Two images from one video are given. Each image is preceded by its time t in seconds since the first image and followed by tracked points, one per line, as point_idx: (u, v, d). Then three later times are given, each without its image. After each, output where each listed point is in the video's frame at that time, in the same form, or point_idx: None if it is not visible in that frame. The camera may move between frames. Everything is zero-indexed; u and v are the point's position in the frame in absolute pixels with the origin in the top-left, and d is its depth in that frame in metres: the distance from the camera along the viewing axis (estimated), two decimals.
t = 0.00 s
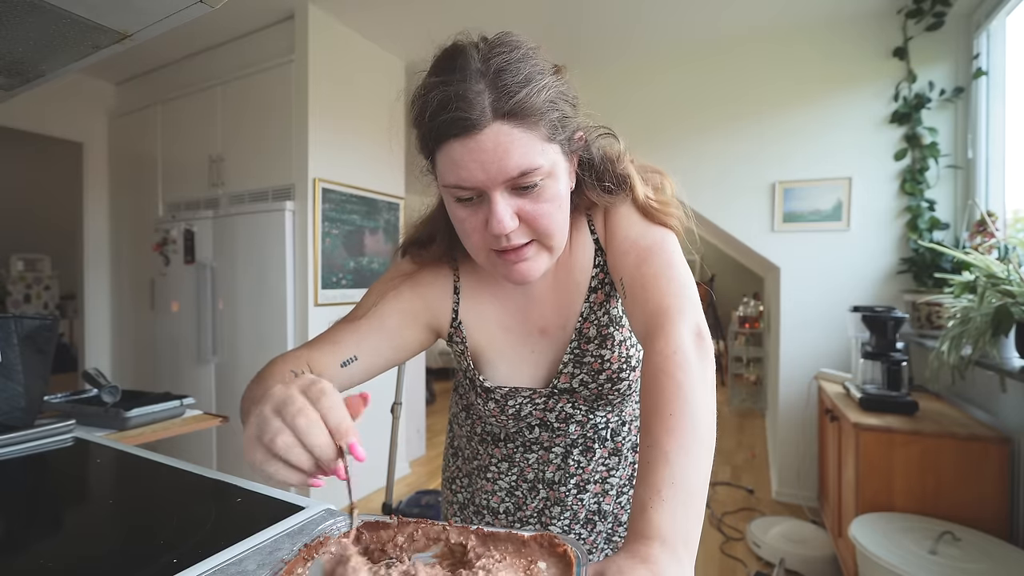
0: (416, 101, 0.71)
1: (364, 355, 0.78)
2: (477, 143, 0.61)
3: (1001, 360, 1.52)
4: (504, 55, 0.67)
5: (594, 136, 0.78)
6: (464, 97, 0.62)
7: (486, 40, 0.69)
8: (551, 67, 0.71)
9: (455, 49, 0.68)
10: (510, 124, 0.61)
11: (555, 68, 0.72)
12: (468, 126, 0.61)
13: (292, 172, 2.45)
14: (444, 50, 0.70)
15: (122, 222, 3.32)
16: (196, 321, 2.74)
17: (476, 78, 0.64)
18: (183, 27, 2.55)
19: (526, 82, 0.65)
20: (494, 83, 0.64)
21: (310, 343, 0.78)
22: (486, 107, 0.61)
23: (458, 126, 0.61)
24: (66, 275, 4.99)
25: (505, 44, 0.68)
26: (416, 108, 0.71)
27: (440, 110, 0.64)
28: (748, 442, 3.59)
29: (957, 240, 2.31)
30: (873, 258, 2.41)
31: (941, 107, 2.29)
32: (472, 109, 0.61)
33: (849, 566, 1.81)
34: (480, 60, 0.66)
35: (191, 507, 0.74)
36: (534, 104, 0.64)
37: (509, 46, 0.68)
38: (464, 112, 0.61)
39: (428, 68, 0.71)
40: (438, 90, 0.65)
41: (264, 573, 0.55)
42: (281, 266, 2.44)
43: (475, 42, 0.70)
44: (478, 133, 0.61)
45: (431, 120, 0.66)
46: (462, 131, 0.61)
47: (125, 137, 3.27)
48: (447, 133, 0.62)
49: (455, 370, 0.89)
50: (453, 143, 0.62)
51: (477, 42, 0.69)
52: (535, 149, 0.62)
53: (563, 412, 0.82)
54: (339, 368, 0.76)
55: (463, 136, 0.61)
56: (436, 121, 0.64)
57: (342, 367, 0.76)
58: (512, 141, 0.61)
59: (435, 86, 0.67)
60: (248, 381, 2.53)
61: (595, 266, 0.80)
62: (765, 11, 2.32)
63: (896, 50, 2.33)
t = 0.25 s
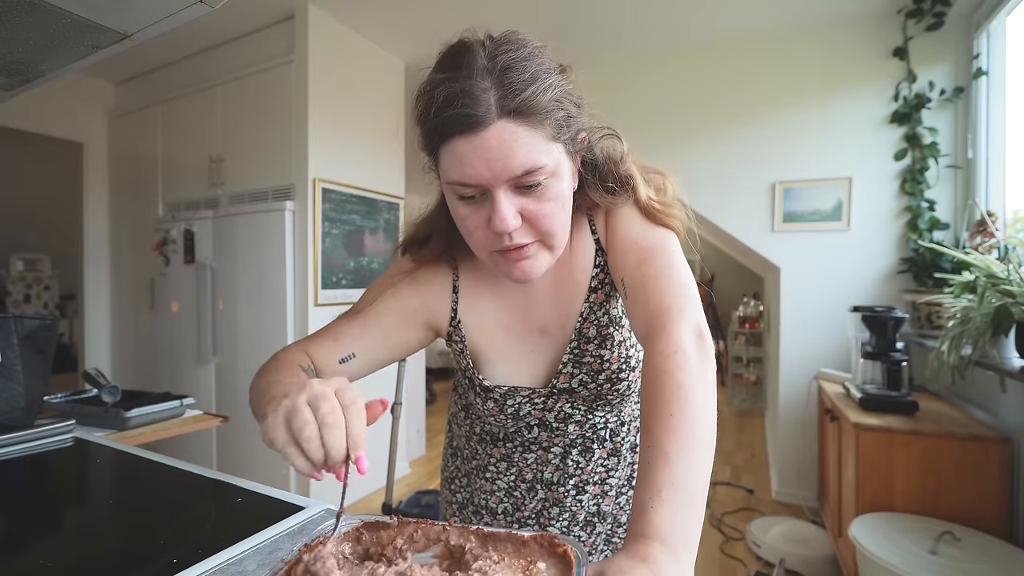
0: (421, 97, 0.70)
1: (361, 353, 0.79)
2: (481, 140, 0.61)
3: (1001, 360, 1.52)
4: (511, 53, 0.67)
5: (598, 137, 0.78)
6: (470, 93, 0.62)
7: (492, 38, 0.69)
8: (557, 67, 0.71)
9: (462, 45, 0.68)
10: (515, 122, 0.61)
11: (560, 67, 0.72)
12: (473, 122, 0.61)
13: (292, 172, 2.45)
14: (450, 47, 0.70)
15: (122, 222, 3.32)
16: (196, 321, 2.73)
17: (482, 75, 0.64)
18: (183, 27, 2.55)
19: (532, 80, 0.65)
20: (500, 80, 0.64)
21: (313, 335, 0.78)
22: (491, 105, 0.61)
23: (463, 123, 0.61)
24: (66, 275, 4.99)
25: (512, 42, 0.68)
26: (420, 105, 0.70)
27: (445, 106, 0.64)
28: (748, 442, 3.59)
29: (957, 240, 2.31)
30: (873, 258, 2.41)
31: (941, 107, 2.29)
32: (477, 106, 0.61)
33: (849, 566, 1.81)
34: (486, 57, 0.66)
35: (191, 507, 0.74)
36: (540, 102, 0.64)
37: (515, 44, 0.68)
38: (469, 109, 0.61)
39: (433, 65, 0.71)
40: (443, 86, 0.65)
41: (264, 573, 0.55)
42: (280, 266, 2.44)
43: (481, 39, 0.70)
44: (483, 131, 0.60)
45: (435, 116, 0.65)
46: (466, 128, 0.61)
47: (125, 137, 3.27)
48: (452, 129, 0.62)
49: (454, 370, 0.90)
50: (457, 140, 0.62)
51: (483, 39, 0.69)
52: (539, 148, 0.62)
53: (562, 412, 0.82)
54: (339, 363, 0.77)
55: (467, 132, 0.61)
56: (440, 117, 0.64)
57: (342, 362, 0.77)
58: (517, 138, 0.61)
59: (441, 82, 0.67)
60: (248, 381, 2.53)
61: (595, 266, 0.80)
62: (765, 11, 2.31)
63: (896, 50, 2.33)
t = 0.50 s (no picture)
0: (425, 96, 0.71)
1: (365, 354, 0.78)
2: (486, 138, 0.61)
3: (1001, 360, 1.52)
4: (517, 53, 0.67)
5: (601, 140, 0.79)
6: (475, 92, 0.62)
7: (499, 39, 0.69)
8: (563, 69, 0.72)
9: (468, 45, 0.69)
10: (519, 122, 0.61)
11: (566, 69, 0.72)
12: (478, 121, 0.61)
13: (292, 172, 2.45)
14: (456, 46, 0.70)
15: (122, 222, 3.32)
16: (196, 321, 2.74)
17: (488, 74, 0.64)
18: (183, 28, 2.55)
19: (537, 81, 0.66)
20: (506, 79, 0.64)
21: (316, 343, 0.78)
22: (497, 104, 0.61)
23: (468, 121, 0.61)
24: (66, 275, 4.99)
25: (518, 42, 0.69)
26: (425, 103, 0.70)
27: (450, 104, 0.64)
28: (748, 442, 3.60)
29: (957, 240, 2.31)
30: (873, 258, 2.41)
31: (941, 107, 2.30)
32: (482, 104, 0.61)
33: (849, 566, 1.81)
34: (492, 57, 0.66)
35: (191, 507, 0.74)
36: (545, 103, 0.64)
37: (521, 45, 0.69)
38: (474, 107, 0.61)
39: (439, 64, 0.71)
40: (448, 85, 0.66)
41: (264, 573, 0.55)
42: (281, 266, 2.44)
43: (487, 40, 0.71)
44: (487, 129, 0.61)
45: (440, 114, 0.66)
46: (472, 126, 0.61)
47: (125, 137, 3.27)
48: (457, 127, 0.62)
49: (454, 370, 0.90)
50: (461, 138, 0.62)
51: (489, 40, 0.69)
52: (543, 148, 0.62)
53: (562, 412, 0.82)
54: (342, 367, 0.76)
55: (472, 131, 0.61)
56: (445, 115, 0.64)
57: (345, 366, 0.77)
58: (522, 139, 0.61)
59: (446, 80, 0.67)
60: (248, 381, 2.53)
61: (596, 267, 0.80)
62: (765, 11, 2.31)
63: (896, 50, 2.33)
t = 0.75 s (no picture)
0: (437, 80, 0.71)
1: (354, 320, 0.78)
2: (494, 125, 0.61)
3: (1001, 360, 1.52)
4: (530, 43, 0.67)
5: (607, 136, 0.78)
6: (486, 79, 0.62)
7: (513, 28, 0.69)
8: (575, 63, 0.71)
9: (482, 32, 0.69)
10: (528, 111, 0.61)
11: (577, 63, 0.72)
12: (487, 107, 0.61)
13: (292, 172, 2.45)
14: (471, 33, 0.70)
15: (122, 222, 3.32)
16: (196, 321, 2.74)
17: (500, 62, 0.64)
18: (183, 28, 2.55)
19: (549, 71, 0.65)
20: (518, 68, 0.64)
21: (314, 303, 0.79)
22: (507, 92, 0.62)
23: (478, 107, 0.61)
24: (65, 275, 4.99)
25: (532, 33, 0.69)
26: (436, 89, 0.70)
27: (461, 89, 0.64)
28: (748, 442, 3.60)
29: (957, 240, 2.31)
30: (873, 258, 2.41)
31: (941, 107, 2.30)
32: (492, 91, 0.61)
33: (849, 566, 1.81)
34: (505, 45, 0.66)
35: (191, 507, 0.74)
36: (555, 94, 0.64)
37: (536, 35, 0.69)
38: (485, 93, 0.61)
39: (452, 51, 0.71)
40: (460, 70, 0.66)
41: (264, 573, 0.55)
42: (281, 267, 2.44)
43: (502, 28, 0.71)
44: (496, 117, 0.61)
45: (450, 99, 0.66)
46: (481, 112, 0.61)
47: (125, 137, 3.27)
48: (466, 112, 0.62)
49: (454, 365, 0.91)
50: (470, 123, 0.62)
51: (504, 29, 0.70)
52: (550, 138, 0.62)
53: (557, 409, 0.82)
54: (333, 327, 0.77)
55: (481, 117, 0.61)
56: (456, 100, 0.64)
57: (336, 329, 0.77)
58: (530, 127, 0.61)
59: (458, 65, 0.67)
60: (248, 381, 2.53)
61: (597, 264, 0.80)
62: (766, 11, 2.31)
63: (896, 49, 2.32)
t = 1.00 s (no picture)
0: (446, 74, 0.71)
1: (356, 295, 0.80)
2: (501, 118, 0.61)
3: (1001, 360, 1.52)
4: (540, 40, 0.67)
5: (612, 135, 0.78)
6: (495, 72, 0.62)
7: (524, 26, 0.70)
8: (584, 62, 0.71)
9: (493, 28, 0.69)
10: (536, 105, 0.62)
11: (586, 62, 0.72)
12: (496, 100, 0.61)
13: (292, 172, 2.45)
14: (481, 28, 0.71)
15: (122, 222, 3.32)
16: (196, 321, 2.74)
17: (508, 58, 0.64)
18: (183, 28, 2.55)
19: (557, 67, 0.66)
20: (526, 63, 0.64)
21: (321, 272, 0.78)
22: (515, 85, 0.62)
23: (485, 100, 0.61)
24: (65, 275, 4.98)
25: (542, 30, 0.69)
26: (445, 84, 0.71)
27: (470, 82, 0.65)
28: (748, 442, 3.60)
29: (957, 240, 2.31)
30: (873, 258, 2.41)
31: (941, 107, 2.30)
32: (501, 84, 0.61)
33: (849, 566, 1.81)
34: (515, 41, 0.67)
35: (191, 507, 0.74)
36: (563, 90, 0.64)
37: (546, 32, 0.69)
38: (493, 86, 0.61)
39: (461, 46, 0.72)
40: (470, 64, 0.66)
41: (264, 573, 0.55)
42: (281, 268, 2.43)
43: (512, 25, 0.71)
44: (503, 110, 0.61)
45: (458, 92, 0.66)
46: (488, 105, 0.61)
47: (125, 137, 3.27)
48: (473, 106, 0.62)
49: (450, 358, 0.91)
50: (477, 115, 0.62)
51: (514, 25, 0.70)
52: (555, 133, 0.62)
53: (546, 405, 0.81)
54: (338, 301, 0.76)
55: (489, 109, 0.61)
56: (464, 93, 0.64)
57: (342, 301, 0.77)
58: (536, 123, 0.61)
59: (468, 59, 0.67)
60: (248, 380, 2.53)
61: (597, 265, 0.80)
62: (766, 11, 2.31)
63: (896, 49, 2.32)
